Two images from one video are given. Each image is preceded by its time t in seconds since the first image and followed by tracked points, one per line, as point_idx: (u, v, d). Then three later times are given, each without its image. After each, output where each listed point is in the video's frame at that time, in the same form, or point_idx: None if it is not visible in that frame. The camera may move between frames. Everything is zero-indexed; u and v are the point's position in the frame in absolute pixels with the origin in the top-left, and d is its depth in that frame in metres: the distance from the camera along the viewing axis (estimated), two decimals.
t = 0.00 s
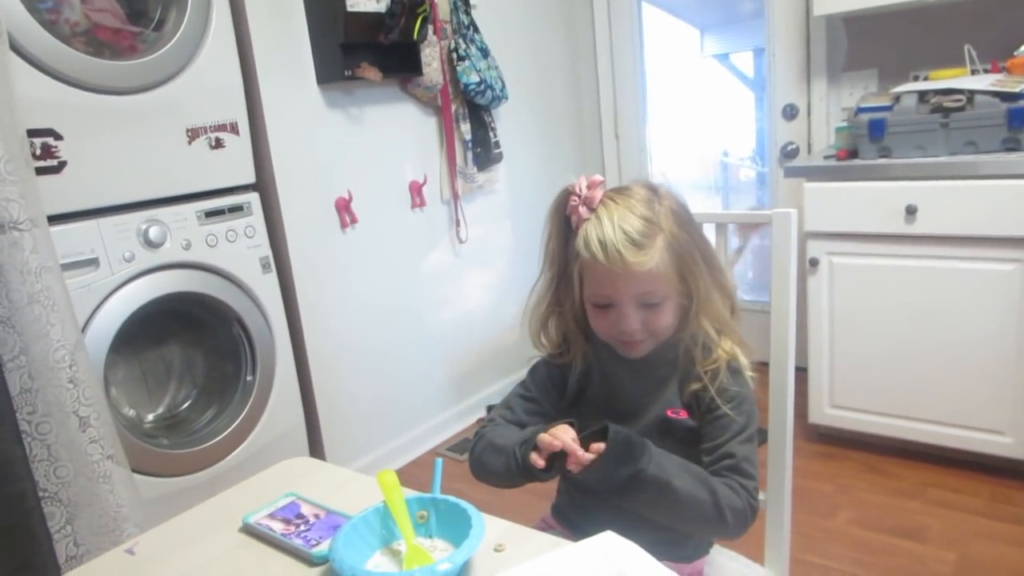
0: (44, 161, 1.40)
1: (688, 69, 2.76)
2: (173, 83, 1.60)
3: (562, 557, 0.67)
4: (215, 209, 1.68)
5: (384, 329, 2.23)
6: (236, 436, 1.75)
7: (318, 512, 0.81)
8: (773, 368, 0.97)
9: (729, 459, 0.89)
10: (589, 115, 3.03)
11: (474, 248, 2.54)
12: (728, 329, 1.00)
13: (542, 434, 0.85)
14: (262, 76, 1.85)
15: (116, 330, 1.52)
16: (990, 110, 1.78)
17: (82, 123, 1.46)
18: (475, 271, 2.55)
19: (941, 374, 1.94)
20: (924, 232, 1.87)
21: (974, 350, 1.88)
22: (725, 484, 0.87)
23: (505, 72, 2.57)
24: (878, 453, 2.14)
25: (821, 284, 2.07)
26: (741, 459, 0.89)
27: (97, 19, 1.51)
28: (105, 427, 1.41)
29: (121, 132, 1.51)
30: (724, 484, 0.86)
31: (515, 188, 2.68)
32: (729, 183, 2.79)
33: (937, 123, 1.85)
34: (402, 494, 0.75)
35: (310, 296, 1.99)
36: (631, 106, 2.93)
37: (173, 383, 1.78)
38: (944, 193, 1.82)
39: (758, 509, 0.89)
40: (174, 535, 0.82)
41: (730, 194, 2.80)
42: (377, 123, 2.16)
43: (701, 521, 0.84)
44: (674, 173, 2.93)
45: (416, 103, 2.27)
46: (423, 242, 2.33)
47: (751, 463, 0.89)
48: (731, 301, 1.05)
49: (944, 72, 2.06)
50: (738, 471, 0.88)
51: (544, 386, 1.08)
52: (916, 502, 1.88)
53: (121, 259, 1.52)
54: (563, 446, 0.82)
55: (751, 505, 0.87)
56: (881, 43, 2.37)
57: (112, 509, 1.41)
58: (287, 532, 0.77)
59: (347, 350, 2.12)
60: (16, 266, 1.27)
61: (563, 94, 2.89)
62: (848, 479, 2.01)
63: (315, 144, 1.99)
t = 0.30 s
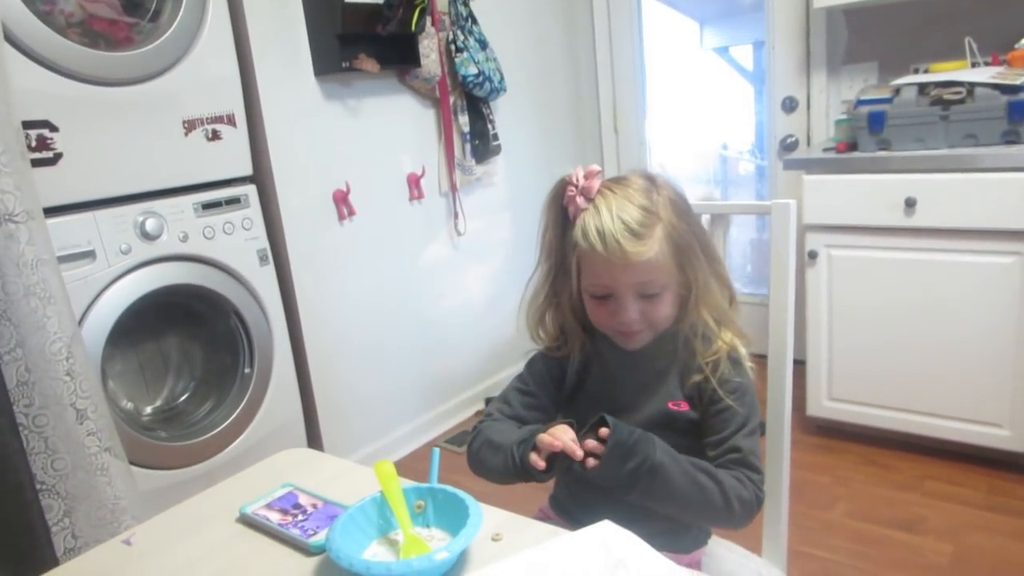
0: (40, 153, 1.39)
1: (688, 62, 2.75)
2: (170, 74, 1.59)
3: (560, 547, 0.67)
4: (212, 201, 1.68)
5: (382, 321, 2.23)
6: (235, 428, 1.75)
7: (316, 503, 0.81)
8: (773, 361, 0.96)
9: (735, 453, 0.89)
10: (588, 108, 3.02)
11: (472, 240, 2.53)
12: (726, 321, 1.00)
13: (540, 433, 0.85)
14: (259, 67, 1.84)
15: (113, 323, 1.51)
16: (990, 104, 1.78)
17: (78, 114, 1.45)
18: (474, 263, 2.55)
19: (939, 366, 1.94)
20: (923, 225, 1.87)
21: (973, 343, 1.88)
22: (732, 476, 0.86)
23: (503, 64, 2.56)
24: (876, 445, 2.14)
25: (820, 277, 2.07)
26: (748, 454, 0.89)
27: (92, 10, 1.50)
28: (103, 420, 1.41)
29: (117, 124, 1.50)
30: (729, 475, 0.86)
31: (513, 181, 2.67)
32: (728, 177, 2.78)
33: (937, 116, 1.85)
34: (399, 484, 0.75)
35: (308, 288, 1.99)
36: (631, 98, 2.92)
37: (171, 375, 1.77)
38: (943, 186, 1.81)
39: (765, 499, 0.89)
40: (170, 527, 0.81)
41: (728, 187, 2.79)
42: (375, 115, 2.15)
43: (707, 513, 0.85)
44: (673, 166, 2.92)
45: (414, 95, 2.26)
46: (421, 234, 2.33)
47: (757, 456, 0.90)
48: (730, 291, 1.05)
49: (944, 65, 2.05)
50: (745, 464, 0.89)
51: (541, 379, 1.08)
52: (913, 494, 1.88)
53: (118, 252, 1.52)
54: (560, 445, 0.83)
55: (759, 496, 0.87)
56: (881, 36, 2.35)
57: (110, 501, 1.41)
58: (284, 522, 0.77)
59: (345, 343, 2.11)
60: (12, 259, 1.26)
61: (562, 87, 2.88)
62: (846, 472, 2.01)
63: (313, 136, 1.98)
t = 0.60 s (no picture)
0: (38, 128, 1.39)
1: (690, 43, 2.73)
2: (169, 50, 1.58)
3: (559, 523, 0.67)
4: (211, 179, 1.67)
5: (382, 301, 2.23)
6: (234, 406, 1.75)
7: (316, 477, 0.82)
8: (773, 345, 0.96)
9: (741, 435, 0.89)
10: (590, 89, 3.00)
11: (472, 221, 2.53)
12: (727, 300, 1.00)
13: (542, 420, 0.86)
14: (259, 43, 1.83)
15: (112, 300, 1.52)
16: (995, 87, 1.76)
17: (78, 89, 1.44)
18: (474, 244, 2.55)
19: (938, 351, 1.94)
20: (925, 210, 1.86)
21: (972, 328, 1.88)
22: (745, 455, 0.88)
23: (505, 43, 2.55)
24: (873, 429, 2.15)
25: (820, 261, 2.07)
26: (755, 436, 0.89)
27: None
28: (103, 395, 1.41)
29: (116, 99, 1.50)
30: (738, 453, 0.87)
31: (514, 162, 2.66)
32: (729, 160, 2.77)
33: (941, 99, 1.83)
34: (400, 459, 0.76)
35: (307, 267, 1.99)
36: (633, 80, 2.90)
37: (171, 352, 1.78)
38: (946, 170, 1.81)
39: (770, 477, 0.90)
40: (170, 500, 0.82)
41: (730, 171, 2.78)
42: (376, 93, 2.14)
43: (717, 491, 0.85)
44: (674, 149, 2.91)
45: (415, 73, 2.25)
46: (421, 215, 2.32)
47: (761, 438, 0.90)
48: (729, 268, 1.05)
49: (949, 48, 2.04)
50: (751, 445, 0.89)
51: (542, 359, 1.08)
52: (910, 478, 1.89)
53: (117, 229, 1.51)
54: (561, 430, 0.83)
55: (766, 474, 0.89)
56: (886, 19, 2.33)
57: (111, 477, 1.41)
58: (284, 495, 0.78)
59: (345, 321, 2.12)
60: (11, 235, 1.26)
61: (563, 67, 2.86)
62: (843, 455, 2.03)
63: (313, 114, 1.97)
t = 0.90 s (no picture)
0: (43, 121, 1.39)
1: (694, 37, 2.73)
2: (173, 43, 1.58)
3: (563, 518, 0.68)
4: (215, 172, 1.68)
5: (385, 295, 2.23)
6: (239, 399, 1.76)
7: (320, 471, 0.82)
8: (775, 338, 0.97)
9: (738, 425, 0.90)
10: (593, 82, 3.00)
11: (476, 215, 2.53)
12: (728, 295, 1.00)
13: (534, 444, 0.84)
14: (263, 37, 1.83)
15: (117, 294, 1.52)
16: (999, 80, 1.77)
17: (82, 83, 1.44)
18: (477, 238, 2.55)
19: (941, 345, 1.94)
20: (928, 203, 1.86)
21: (975, 322, 1.88)
22: (739, 446, 0.88)
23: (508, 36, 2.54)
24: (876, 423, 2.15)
25: (823, 255, 2.07)
26: (750, 426, 0.89)
27: None
28: (108, 388, 1.41)
29: (120, 93, 1.50)
30: (730, 444, 0.88)
31: (517, 155, 2.66)
32: (733, 154, 2.77)
33: (945, 93, 1.83)
34: (404, 455, 0.76)
35: (311, 261, 1.99)
36: (636, 74, 2.90)
37: (175, 345, 1.79)
38: (950, 164, 1.80)
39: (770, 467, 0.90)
40: (177, 492, 0.82)
41: (733, 164, 2.78)
42: (379, 87, 2.14)
43: (714, 486, 0.86)
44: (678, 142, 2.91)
45: (418, 67, 2.25)
46: (424, 208, 2.32)
47: (758, 427, 0.90)
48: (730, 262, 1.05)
49: (953, 41, 2.03)
50: (747, 434, 0.89)
51: (545, 357, 1.08)
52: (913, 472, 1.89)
53: (121, 222, 1.52)
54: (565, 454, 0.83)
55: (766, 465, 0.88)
56: (890, 12, 2.33)
57: (115, 469, 1.42)
58: (288, 489, 0.78)
59: (348, 315, 2.12)
60: (17, 227, 1.27)
61: (566, 61, 2.86)
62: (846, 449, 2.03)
63: (317, 108, 1.98)
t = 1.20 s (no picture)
0: (50, 121, 1.40)
1: (700, 31, 2.72)
2: (178, 42, 1.59)
3: (569, 511, 0.68)
4: (221, 170, 1.68)
5: (391, 291, 2.24)
6: (246, 395, 1.77)
7: (327, 466, 0.82)
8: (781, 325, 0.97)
9: (745, 398, 0.89)
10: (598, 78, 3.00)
11: (481, 211, 2.53)
12: (729, 287, 1.00)
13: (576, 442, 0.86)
14: (268, 35, 1.83)
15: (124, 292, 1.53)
16: (1006, 73, 1.75)
17: (88, 82, 1.45)
18: (483, 235, 2.55)
19: (949, 339, 1.93)
20: (935, 197, 1.86)
21: (983, 315, 1.87)
22: (752, 420, 0.86)
23: (513, 32, 2.54)
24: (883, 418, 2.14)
25: (830, 249, 2.06)
26: (758, 394, 0.88)
27: None
28: (116, 386, 1.42)
29: (126, 91, 1.51)
30: (745, 418, 0.86)
31: (522, 151, 2.66)
32: (739, 149, 2.76)
33: (952, 85, 1.82)
34: (410, 449, 0.76)
35: (317, 258, 2.00)
36: (641, 69, 2.89)
37: (182, 343, 1.79)
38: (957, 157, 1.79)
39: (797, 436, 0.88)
40: (186, 487, 0.83)
41: (739, 159, 2.77)
42: (384, 84, 2.14)
43: (745, 467, 0.85)
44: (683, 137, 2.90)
45: (423, 64, 2.25)
46: (430, 205, 2.33)
47: (768, 394, 0.89)
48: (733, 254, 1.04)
49: (960, 33, 2.02)
50: (757, 404, 0.88)
51: (548, 353, 1.07)
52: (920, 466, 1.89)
53: (128, 221, 1.52)
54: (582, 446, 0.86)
55: (785, 437, 0.86)
56: (897, 5, 2.31)
57: (124, 466, 1.42)
58: (295, 484, 0.79)
59: (355, 312, 2.13)
60: (24, 226, 1.27)
61: (571, 56, 2.85)
62: (853, 443, 2.02)
63: (322, 105, 1.98)
